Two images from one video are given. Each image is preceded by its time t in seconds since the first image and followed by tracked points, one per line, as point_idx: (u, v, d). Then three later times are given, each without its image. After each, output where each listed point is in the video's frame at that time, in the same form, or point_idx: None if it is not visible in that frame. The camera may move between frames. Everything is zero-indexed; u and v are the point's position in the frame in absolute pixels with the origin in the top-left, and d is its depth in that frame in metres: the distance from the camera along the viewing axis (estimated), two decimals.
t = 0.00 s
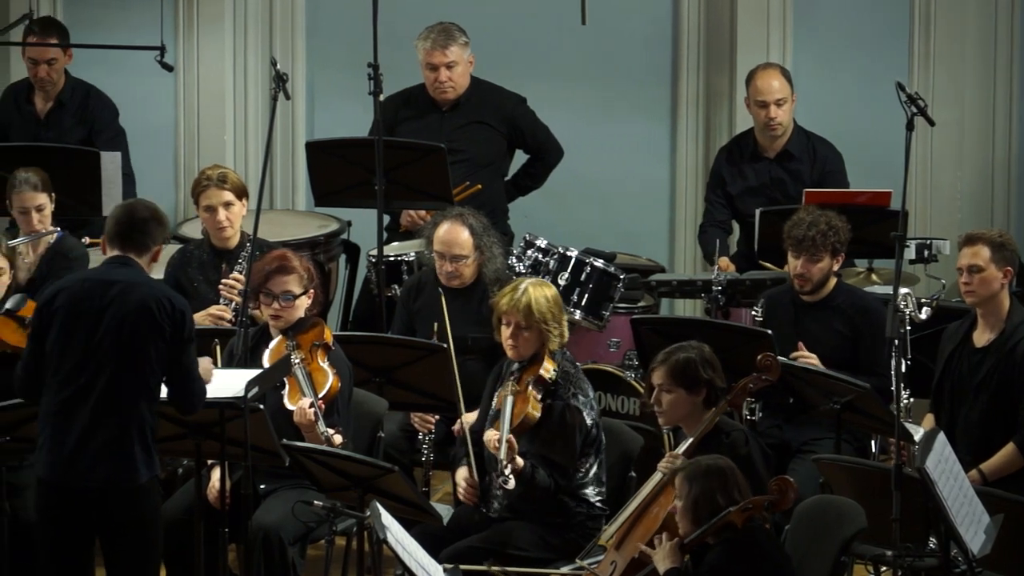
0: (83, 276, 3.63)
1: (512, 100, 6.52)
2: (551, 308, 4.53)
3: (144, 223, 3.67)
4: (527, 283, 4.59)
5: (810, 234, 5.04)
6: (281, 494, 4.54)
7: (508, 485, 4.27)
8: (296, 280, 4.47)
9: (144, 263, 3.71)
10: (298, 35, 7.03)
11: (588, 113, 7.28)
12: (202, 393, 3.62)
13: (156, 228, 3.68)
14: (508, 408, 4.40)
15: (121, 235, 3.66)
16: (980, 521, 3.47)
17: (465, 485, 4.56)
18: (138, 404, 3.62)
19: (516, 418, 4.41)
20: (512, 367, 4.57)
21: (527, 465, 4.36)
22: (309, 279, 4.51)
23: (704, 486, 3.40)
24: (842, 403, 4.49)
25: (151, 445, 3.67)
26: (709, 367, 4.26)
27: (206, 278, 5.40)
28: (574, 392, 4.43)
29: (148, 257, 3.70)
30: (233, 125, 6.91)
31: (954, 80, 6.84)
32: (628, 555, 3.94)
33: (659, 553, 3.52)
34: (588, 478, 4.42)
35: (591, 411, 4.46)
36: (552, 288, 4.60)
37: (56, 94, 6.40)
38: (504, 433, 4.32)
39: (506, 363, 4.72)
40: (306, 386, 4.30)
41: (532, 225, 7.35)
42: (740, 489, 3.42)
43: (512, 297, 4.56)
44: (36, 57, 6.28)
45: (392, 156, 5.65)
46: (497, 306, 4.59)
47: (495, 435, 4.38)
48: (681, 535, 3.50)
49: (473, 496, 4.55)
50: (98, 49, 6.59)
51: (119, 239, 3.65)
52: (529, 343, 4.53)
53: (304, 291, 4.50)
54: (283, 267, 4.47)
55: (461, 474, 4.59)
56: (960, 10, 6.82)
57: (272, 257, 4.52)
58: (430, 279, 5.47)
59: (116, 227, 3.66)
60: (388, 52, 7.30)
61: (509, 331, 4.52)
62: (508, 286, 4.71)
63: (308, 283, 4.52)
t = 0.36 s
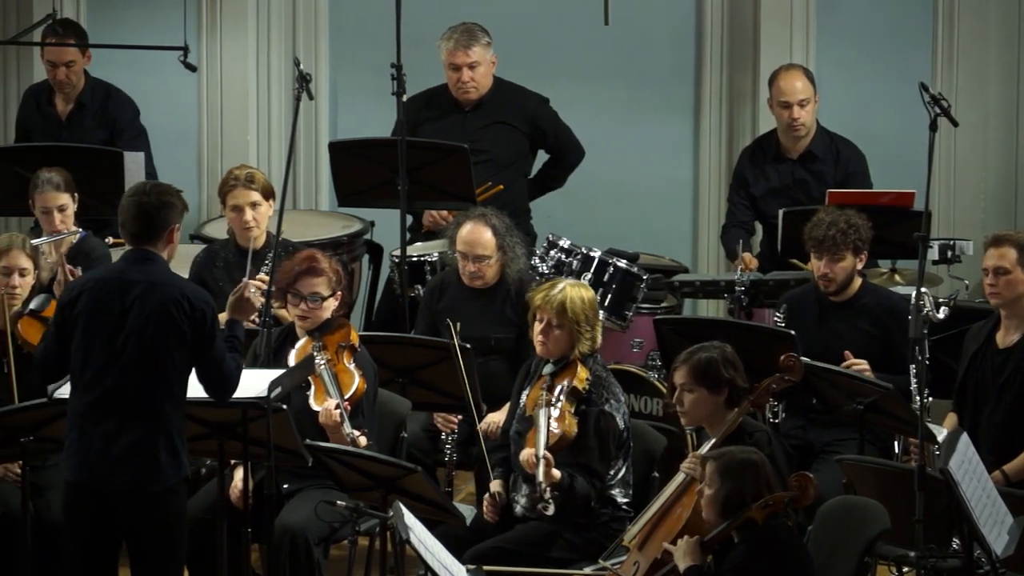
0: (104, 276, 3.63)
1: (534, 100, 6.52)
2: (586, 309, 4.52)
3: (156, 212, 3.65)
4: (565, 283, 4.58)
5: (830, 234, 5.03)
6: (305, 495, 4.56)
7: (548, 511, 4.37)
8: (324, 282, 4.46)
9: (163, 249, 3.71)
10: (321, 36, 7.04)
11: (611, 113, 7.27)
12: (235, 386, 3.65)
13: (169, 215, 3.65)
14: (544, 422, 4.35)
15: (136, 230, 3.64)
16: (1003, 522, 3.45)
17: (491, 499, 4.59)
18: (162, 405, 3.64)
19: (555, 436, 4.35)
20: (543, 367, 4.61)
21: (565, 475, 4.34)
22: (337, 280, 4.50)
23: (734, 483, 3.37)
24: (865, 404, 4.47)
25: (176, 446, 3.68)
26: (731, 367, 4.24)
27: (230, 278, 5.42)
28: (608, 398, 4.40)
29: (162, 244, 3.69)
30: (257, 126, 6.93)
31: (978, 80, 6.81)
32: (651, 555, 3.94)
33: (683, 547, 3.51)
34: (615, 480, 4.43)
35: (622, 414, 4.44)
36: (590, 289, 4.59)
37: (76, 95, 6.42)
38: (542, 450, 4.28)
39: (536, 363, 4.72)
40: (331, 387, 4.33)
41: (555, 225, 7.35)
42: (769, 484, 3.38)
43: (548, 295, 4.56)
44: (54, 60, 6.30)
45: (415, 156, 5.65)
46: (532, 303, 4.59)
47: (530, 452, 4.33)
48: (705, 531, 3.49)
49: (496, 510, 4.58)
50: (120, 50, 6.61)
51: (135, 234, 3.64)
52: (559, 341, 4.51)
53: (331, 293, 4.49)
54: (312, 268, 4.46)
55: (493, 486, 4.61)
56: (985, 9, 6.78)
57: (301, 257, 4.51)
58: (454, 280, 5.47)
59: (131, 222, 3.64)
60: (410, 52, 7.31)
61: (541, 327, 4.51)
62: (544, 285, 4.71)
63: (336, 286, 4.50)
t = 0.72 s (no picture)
0: (116, 278, 3.64)
1: (557, 100, 6.51)
2: (617, 319, 4.50)
3: (163, 215, 3.68)
4: (598, 286, 4.56)
5: (848, 228, 5.04)
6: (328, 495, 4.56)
7: (585, 528, 4.36)
8: (355, 287, 4.46)
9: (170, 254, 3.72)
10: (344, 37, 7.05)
11: (634, 113, 7.25)
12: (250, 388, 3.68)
13: (175, 219, 3.69)
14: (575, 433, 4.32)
15: (144, 233, 3.66)
16: None
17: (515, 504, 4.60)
18: (180, 404, 3.65)
19: (584, 447, 4.32)
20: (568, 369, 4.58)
21: (596, 482, 4.34)
22: (368, 284, 4.50)
23: (752, 489, 3.36)
24: (888, 404, 4.45)
25: (193, 445, 3.70)
26: (749, 365, 4.23)
27: (252, 278, 5.43)
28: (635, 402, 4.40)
29: (171, 247, 3.71)
30: (280, 126, 6.94)
31: (1003, 79, 6.77)
32: (674, 554, 3.95)
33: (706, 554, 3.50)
34: (641, 482, 4.44)
35: (647, 416, 4.45)
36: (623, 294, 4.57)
37: (99, 94, 6.44)
38: (575, 463, 4.27)
39: (560, 363, 4.70)
40: (359, 389, 4.36)
41: (578, 226, 7.34)
42: (789, 487, 3.37)
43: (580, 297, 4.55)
44: (78, 58, 6.32)
45: (438, 157, 5.65)
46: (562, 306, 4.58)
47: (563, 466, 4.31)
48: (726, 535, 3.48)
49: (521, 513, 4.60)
50: (143, 50, 6.63)
51: (142, 236, 3.66)
52: (587, 345, 4.51)
53: (361, 298, 4.49)
54: (346, 273, 4.45)
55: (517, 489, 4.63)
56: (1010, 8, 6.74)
57: (332, 259, 4.50)
58: (476, 280, 5.47)
59: (138, 225, 3.66)
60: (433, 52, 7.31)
61: (568, 330, 4.51)
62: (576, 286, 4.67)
63: (366, 292, 4.50)
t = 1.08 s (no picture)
0: (129, 279, 3.64)
1: (576, 101, 6.50)
2: (639, 320, 4.49)
3: (171, 208, 3.67)
4: (620, 287, 4.54)
5: (864, 224, 5.03)
6: (345, 496, 4.57)
7: (598, 534, 4.34)
8: (371, 286, 4.48)
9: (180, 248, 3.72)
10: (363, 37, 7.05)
11: (653, 113, 7.24)
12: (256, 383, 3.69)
13: (183, 212, 3.68)
14: (592, 438, 4.30)
15: (153, 229, 3.66)
16: None
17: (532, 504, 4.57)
18: (196, 403, 3.65)
19: (601, 451, 4.31)
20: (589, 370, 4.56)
21: (613, 485, 4.33)
22: (384, 285, 4.51)
23: (761, 487, 3.36)
24: (905, 405, 4.44)
25: (211, 445, 3.70)
26: (765, 367, 4.22)
27: (270, 278, 5.44)
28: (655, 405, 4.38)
29: (181, 242, 3.71)
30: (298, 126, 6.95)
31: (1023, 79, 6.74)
32: (691, 555, 3.93)
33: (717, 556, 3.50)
34: (662, 486, 4.42)
35: (667, 419, 4.43)
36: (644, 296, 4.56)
37: (121, 91, 6.46)
38: (591, 468, 4.26)
39: (581, 362, 4.69)
40: (375, 388, 4.35)
41: (595, 227, 7.33)
42: (798, 486, 3.38)
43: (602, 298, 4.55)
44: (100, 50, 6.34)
45: (456, 158, 5.65)
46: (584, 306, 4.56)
47: (580, 471, 4.31)
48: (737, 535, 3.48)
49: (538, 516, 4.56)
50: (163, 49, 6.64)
51: (152, 233, 3.65)
52: (608, 346, 4.50)
53: (377, 298, 4.50)
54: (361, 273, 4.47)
55: (537, 489, 4.60)
56: None
57: (348, 259, 4.52)
58: (495, 279, 5.46)
59: (147, 221, 3.66)
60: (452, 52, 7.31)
61: (589, 331, 4.50)
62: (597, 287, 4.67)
63: (382, 291, 4.52)
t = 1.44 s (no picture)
0: (145, 276, 3.66)
1: (595, 101, 6.48)
2: (645, 312, 4.51)
3: (190, 206, 3.66)
4: (623, 285, 4.57)
5: (884, 224, 5.00)
6: (362, 495, 4.57)
7: (610, 535, 4.35)
8: (380, 280, 4.50)
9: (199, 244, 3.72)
10: (381, 37, 7.07)
11: (671, 112, 7.22)
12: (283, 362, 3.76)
13: (203, 210, 3.67)
14: (605, 437, 4.30)
15: (173, 225, 3.65)
16: None
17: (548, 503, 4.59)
18: (212, 401, 3.66)
19: (615, 451, 4.30)
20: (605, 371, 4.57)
21: (629, 485, 4.32)
22: (394, 279, 4.54)
23: (745, 487, 3.39)
24: (924, 406, 4.43)
25: (227, 442, 3.70)
26: (783, 364, 4.19)
27: (289, 279, 5.45)
28: (671, 403, 4.36)
29: (199, 240, 3.70)
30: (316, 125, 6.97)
31: None
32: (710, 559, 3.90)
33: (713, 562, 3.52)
34: (681, 486, 4.40)
35: (685, 419, 4.41)
36: (647, 291, 4.57)
37: (141, 88, 6.44)
38: (605, 468, 4.25)
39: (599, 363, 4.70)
40: (391, 388, 4.36)
41: (614, 227, 7.31)
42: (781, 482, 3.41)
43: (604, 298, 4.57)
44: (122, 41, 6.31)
45: (475, 158, 5.65)
46: (590, 308, 4.60)
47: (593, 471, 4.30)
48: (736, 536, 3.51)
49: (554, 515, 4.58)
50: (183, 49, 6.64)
51: (171, 230, 3.65)
52: (620, 344, 4.52)
53: (388, 291, 4.52)
54: (369, 265, 4.50)
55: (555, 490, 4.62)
56: None
57: (359, 256, 4.55)
58: (514, 279, 5.46)
59: (167, 217, 3.65)
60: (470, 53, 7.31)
61: (599, 332, 4.54)
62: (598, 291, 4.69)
63: (393, 285, 4.54)
